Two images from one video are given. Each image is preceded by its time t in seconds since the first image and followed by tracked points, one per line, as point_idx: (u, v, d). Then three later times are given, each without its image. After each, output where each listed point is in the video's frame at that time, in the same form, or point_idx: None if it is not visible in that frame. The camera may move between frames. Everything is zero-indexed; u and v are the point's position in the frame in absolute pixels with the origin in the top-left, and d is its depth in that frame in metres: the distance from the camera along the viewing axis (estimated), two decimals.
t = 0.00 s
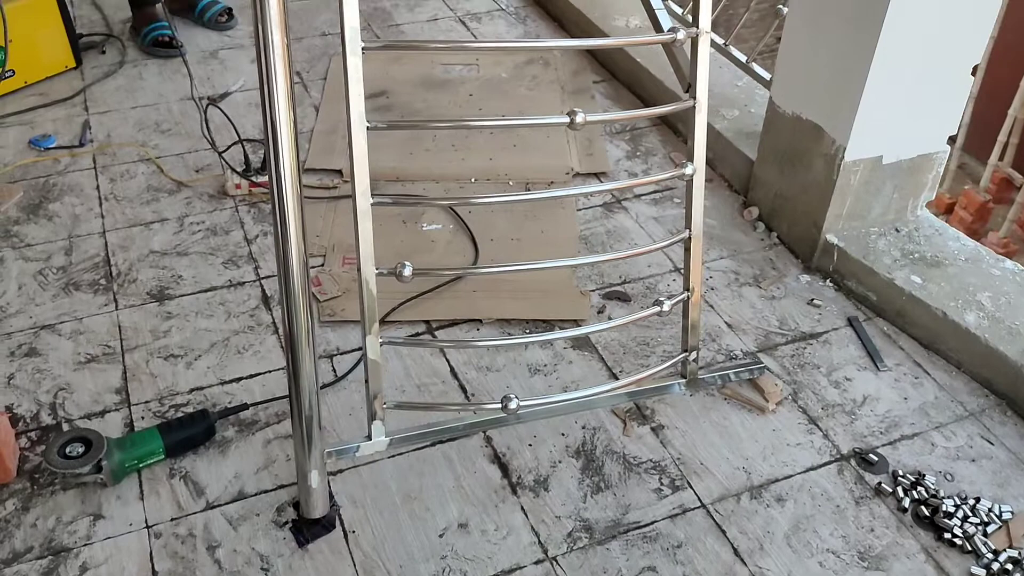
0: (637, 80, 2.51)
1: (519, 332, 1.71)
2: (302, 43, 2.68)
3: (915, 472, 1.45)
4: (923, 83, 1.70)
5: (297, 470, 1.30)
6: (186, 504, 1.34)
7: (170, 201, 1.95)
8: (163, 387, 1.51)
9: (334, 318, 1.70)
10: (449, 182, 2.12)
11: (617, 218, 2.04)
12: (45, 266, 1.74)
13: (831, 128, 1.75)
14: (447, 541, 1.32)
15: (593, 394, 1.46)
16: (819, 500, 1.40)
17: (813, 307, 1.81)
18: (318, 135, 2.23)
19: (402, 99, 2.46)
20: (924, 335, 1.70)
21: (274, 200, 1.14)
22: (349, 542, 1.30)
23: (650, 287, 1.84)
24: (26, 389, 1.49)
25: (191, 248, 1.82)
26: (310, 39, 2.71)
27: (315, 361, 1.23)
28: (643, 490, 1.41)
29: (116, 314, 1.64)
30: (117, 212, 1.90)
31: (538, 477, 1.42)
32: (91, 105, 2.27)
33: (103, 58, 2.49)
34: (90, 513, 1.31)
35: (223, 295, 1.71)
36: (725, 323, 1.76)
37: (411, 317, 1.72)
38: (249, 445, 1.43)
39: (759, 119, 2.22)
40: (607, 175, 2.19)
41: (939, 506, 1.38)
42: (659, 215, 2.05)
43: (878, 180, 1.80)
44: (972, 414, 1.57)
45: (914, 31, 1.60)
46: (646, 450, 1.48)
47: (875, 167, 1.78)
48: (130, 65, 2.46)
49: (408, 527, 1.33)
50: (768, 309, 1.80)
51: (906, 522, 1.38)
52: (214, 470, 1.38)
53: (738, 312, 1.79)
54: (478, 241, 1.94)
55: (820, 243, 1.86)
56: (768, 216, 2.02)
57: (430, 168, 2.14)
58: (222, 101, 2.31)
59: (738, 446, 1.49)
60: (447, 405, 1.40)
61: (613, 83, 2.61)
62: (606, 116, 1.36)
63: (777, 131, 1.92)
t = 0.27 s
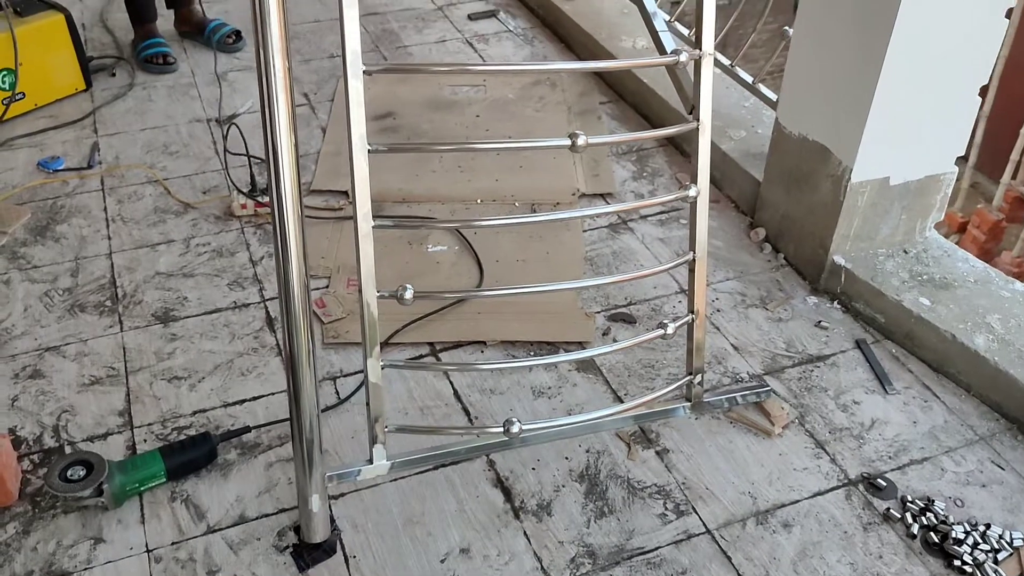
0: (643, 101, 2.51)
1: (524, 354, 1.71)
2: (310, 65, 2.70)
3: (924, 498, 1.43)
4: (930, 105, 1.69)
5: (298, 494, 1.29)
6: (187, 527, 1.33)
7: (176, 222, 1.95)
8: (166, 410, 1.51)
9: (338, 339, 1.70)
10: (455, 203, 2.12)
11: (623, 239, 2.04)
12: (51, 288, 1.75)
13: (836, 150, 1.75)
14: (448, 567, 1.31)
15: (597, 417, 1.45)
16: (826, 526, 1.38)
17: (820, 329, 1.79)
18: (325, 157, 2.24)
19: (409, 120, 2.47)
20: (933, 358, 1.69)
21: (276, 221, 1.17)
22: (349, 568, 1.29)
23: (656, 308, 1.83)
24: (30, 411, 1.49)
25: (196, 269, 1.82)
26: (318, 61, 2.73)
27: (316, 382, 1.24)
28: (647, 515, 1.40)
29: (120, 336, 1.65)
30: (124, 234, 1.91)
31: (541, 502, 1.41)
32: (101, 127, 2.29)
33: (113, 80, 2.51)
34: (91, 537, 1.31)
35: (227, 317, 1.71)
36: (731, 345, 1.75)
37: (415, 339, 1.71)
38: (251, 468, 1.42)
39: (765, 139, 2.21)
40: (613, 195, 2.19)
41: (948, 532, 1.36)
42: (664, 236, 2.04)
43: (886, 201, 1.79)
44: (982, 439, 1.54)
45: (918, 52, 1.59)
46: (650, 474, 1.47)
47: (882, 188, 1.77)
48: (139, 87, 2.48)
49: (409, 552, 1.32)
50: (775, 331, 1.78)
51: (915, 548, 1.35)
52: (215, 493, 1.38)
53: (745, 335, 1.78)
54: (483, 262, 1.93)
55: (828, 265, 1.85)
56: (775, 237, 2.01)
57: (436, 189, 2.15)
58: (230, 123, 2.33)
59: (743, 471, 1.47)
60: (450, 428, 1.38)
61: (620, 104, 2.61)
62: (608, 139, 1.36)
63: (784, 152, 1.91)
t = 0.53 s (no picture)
0: (653, 139, 2.54)
1: (533, 393, 1.70)
2: (324, 105, 2.75)
3: (939, 540, 1.41)
4: (939, 144, 1.69)
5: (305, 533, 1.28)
6: (194, 567, 1.32)
7: (189, 260, 1.98)
8: (175, 448, 1.51)
9: (347, 377, 1.70)
10: (465, 241, 2.14)
11: (632, 277, 2.04)
12: (63, 326, 1.77)
13: (844, 189, 1.76)
14: None
15: (607, 457, 1.44)
16: (838, 569, 1.36)
17: (831, 368, 1.78)
18: (337, 195, 2.27)
19: (420, 158, 2.50)
20: (945, 398, 1.67)
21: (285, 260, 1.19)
22: None
23: (666, 347, 1.82)
24: (40, 449, 1.50)
25: (208, 307, 1.84)
26: (332, 101, 2.77)
27: (325, 420, 1.25)
28: (657, 557, 1.38)
29: (131, 374, 1.66)
30: (137, 272, 1.93)
31: (550, 543, 1.40)
32: (117, 167, 2.32)
33: (130, 120, 2.56)
34: None
35: (238, 354, 1.72)
36: (742, 385, 1.74)
37: (424, 377, 1.71)
38: (260, 507, 1.42)
39: (774, 178, 2.22)
40: (623, 233, 2.19)
41: None
42: (674, 274, 2.05)
43: (896, 240, 1.79)
44: (997, 480, 1.53)
45: (924, 93, 1.61)
46: (660, 515, 1.45)
47: (892, 227, 1.77)
48: (155, 127, 2.53)
49: None
50: (786, 371, 1.78)
51: None
52: (223, 532, 1.37)
53: (755, 374, 1.77)
54: (493, 300, 1.94)
55: (838, 303, 1.85)
56: (785, 275, 2.01)
57: (446, 227, 2.16)
58: (243, 162, 2.36)
59: (755, 512, 1.46)
60: (459, 468, 1.37)
61: (630, 142, 2.63)
62: (616, 179, 1.37)
63: (793, 190, 1.92)
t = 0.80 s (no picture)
0: (662, 187, 2.57)
1: (543, 441, 1.70)
2: (337, 153, 2.79)
3: None
4: (946, 194, 1.71)
5: None
6: None
7: (203, 306, 2.00)
8: (186, 495, 1.51)
9: (357, 425, 1.70)
10: (475, 288, 2.15)
11: (642, 324, 2.05)
12: (77, 372, 1.79)
13: (852, 237, 1.77)
14: None
15: (617, 507, 1.43)
16: None
17: (842, 417, 1.77)
18: (349, 242, 2.30)
19: (432, 206, 2.53)
20: (957, 448, 1.66)
21: (298, 308, 1.21)
22: None
23: (676, 395, 1.82)
24: (51, 496, 1.50)
25: (221, 353, 1.85)
26: (345, 149, 2.82)
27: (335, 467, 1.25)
28: None
29: (143, 421, 1.67)
30: (151, 318, 1.95)
31: None
32: (133, 214, 2.36)
33: (147, 169, 2.61)
34: None
35: (249, 401, 1.73)
36: (753, 433, 1.74)
37: (434, 425, 1.71)
38: (269, 556, 1.41)
39: (783, 226, 2.24)
40: (632, 281, 2.21)
41: None
42: (683, 321, 2.06)
43: (905, 288, 1.80)
44: (1011, 533, 1.51)
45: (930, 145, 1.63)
46: (672, 566, 1.44)
47: (901, 276, 1.78)
48: (172, 175, 2.57)
49: None
50: (797, 419, 1.77)
51: None
52: None
53: (766, 422, 1.76)
54: (503, 347, 1.95)
55: (848, 351, 1.85)
56: (795, 323, 2.01)
57: (458, 274, 2.18)
58: (258, 209, 2.40)
59: (767, 564, 1.44)
60: (469, 518, 1.37)
61: (639, 190, 2.66)
62: (625, 230, 1.39)
63: (801, 239, 1.93)
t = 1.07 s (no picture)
0: (668, 221, 2.58)
1: (549, 475, 1.70)
2: (345, 186, 2.82)
3: None
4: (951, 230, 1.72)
5: None
6: None
7: (210, 339, 2.01)
8: (191, 530, 1.51)
9: (363, 459, 1.70)
10: (482, 321, 2.16)
11: (649, 358, 2.05)
12: (85, 405, 1.79)
13: (858, 272, 1.78)
14: None
15: (625, 543, 1.42)
16: None
17: (850, 453, 1.77)
18: (357, 275, 2.31)
19: (439, 239, 2.55)
20: (966, 485, 1.66)
21: (306, 343, 1.22)
22: None
23: (683, 429, 1.82)
24: (57, 530, 1.50)
25: (228, 387, 1.86)
26: (353, 183, 2.85)
27: (341, 502, 1.25)
28: None
29: (150, 454, 1.67)
30: (159, 351, 1.96)
31: None
32: (143, 247, 2.39)
33: (157, 202, 2.64)
34: None
35: (256, 435, 1.73)
36: (760, 468, 1.73)
37: (440, 459, 1.71)
38: None
39: (789, 260, 2.25)
40: (639, 314, 2.21)
41: None
42: (690, 355, 2.06)
43: (911, 323, 1.80)
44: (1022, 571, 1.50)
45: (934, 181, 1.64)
46: None
47: (907, 311, 1.78)
48: (181, 208, 2.60)
49: None
50: (804, 455, 1.76)
51: None
52: None
53: (773, 458, 1.76)
54: (509, 381, 1.95)
55: (855, 386, 1.85)
56: (802, 357, 2.01)
57: (465, 307, 2.20)
58: (266, 242, 2.42)
59: None
60: (475, 554, 1.36)
61: (645, 223, 2.68)
62: (631, 266, 1.40)
63: (807, 273, 1.94)
